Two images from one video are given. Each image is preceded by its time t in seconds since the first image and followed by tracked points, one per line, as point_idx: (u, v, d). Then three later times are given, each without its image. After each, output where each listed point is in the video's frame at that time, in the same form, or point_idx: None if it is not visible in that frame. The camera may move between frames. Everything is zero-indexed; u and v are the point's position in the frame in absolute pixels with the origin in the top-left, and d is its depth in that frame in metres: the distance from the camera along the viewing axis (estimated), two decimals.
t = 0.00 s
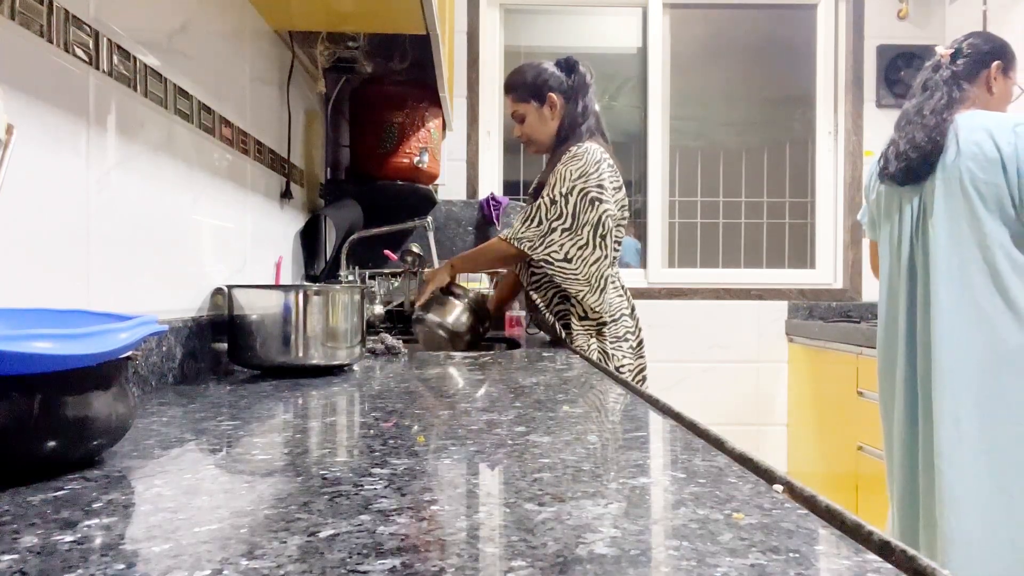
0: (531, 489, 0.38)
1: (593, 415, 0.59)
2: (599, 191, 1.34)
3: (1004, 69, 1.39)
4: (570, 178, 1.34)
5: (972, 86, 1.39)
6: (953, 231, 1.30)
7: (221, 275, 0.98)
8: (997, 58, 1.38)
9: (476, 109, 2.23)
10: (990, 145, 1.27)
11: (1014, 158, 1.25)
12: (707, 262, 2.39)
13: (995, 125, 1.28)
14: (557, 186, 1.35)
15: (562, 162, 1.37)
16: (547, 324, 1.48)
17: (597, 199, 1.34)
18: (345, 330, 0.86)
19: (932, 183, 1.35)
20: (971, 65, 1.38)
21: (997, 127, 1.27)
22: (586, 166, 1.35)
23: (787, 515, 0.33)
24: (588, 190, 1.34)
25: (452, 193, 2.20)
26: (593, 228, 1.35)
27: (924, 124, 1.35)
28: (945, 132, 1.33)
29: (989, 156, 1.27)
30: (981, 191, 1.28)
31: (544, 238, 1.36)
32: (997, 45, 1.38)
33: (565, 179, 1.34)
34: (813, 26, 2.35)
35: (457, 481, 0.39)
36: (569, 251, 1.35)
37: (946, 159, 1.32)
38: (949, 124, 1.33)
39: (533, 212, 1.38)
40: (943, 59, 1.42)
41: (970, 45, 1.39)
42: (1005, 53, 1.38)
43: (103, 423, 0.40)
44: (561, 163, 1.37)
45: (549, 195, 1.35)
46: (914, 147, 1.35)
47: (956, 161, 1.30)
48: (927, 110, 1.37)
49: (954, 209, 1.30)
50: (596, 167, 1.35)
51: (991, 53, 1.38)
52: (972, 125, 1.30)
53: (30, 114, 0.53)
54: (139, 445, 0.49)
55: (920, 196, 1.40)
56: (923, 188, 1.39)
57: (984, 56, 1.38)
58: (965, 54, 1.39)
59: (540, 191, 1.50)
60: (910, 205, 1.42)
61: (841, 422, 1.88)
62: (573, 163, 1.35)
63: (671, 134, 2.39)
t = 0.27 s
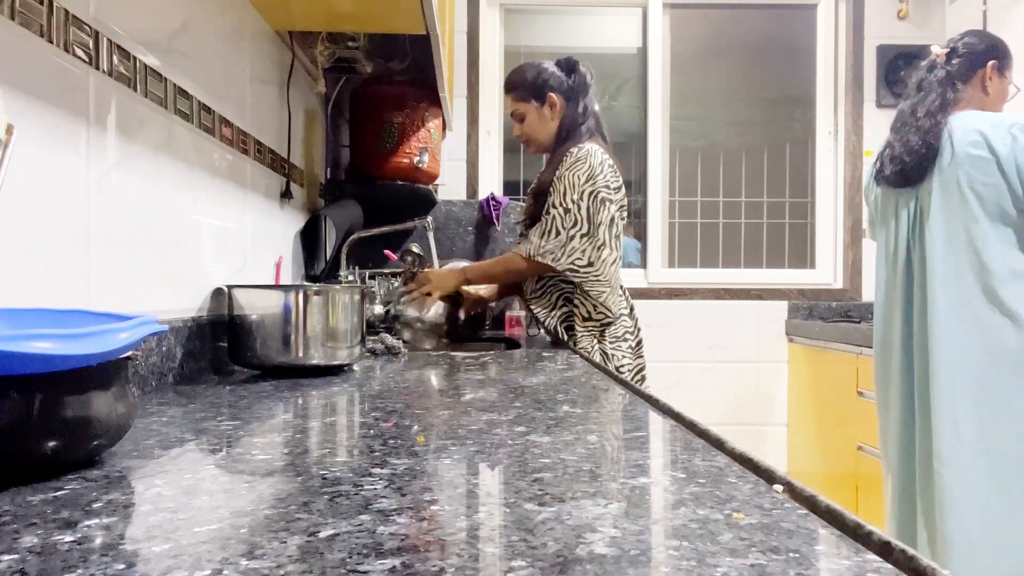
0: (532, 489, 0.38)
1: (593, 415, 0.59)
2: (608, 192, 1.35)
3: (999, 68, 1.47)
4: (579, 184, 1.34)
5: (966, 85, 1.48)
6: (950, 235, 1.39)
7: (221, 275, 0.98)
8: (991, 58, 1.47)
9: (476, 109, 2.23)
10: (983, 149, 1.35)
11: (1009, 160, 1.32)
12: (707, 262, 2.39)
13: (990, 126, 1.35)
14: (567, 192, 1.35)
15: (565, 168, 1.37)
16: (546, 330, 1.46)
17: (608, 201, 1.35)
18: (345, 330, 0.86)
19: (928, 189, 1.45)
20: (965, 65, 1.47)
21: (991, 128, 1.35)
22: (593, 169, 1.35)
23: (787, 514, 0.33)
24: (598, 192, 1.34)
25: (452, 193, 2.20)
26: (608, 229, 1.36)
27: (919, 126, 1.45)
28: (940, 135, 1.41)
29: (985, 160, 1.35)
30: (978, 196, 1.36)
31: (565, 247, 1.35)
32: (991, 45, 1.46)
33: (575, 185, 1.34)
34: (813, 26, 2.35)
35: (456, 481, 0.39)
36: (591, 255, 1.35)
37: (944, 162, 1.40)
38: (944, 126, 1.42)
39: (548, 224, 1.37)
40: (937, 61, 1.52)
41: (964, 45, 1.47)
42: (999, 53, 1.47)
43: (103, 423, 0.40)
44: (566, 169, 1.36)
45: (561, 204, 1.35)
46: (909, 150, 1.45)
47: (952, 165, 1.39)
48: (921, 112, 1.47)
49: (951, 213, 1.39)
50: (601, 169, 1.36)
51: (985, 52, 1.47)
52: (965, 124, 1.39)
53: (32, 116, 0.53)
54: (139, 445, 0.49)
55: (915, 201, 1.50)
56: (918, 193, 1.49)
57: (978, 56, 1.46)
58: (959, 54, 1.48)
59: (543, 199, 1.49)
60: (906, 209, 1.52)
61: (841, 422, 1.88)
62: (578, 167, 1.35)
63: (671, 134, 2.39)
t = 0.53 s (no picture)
0: (532, 489, 0.38)
1: (593, 415, 0.59)
2: (608, 194, 1.35)
3: (996, 68, 1.47)
4: (579, 183, 1.34)
5: (962, 86, 1.49)
6: (950, 236, 1.40)
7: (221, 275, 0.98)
8: (988, 59, 1.47)
9: (476, 109, 2.23)
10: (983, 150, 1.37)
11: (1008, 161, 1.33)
12: (707, 262, 2.39)
13: (988, 127, 1.36)
14: (567, 191, 1.35)
15: (567, 167, 1.37)
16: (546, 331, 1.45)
17: (606, 202, 1.35)
18: (345, 330, 0.86)
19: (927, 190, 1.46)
20: (961, 65, 1.47)
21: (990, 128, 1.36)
22: (594, 169, 1.35)
23: (787, 514, 0.33)
24: (598, 194, 1.34)
25: (452, 193, 2.20)
26: (604, 231, 1.36)
27: (918, 128, 1.45)
28: (938, 137, 1.42)
29: (984, 161, 1.36)
30: (979, 197, 1.37)
31: (561, 247, 1.35)
32: (989, 45, 1.46)
33: (575, 184, 1.34)
34: (814, 26, 2.35)
35: (456, 481, 0.39)
36: (585, 255, 1.35)
37: (943, 163, 1.41)
38: (942, 129, 1.42)
39: (547, 222, 1.37)
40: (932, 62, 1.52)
41: (960, 45, 1.48)
42: (996, 53, 1.47)
43: (103, 423, 0.40)
44: (567, 169, 1.37)
45: (562, 203, 1.35)
46: (907, 153, 1.46)
47: (952, 166, 1.40)
48: (920, 113, 1.47)
49: (951, 215, 1.40)
50: (601, 169, 1.36)
51: (982, 52, 1.47)
52: (964, 127, 1.40)
53: (33, 116, 0.53)
54: (139, 445, 0.49)
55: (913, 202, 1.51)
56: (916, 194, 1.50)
57: (976, 56, 1.46)
58: (956, 54, 1.48)
59: (542, 197, 1.49)
60: (904, 211, 1.53)
61: (842, 421, 1.88)
62: (579, 166, 1.35)
63: (671, 134, 2.39)
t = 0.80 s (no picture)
0: (531, 489, 0.38)
1: (593, 415, 0.59)
2: (609, 197, 1.36)
3: (992, 68, 1.47)
4: (581, 191, 1.34)
5: (960, 86, 1.48)
6: (950, 237, 1.40)
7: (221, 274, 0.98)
8: (985, 58, 1.47)
9: (475, 109, 2.23)
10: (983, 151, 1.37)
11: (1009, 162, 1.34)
12: (707, 262, 2.39)
13: (987, 128, 1.37)
14: (570, 200, 1.34)
15: (563, 176, 1.36)
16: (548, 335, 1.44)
17: (609, 206, 1.35)
18: (345, 330, 0.86)
19: (926, 192, 1.46)
20: (959, 64, 1.47)
21: (989, 130, 1.37)
22: (591, 175, 1.35)
23: (787, 514, 0.33)
24: (601, 199, 1.35)
25: (452, 193, 2.20)
26: (611, 234, 1.37)
27: (918, 128, 1.45)
28: (938, 139, 1.42)
29: (984, 162, 1.37)
30: (978, 198, 1.37)
31: (574, 257, 1.35)
32: (985, 45, 1.47)
33: (576, 193, 1.34)
34: (814, 26, 2.35)
35: (456, 481, 0.39)
36: (597, 262, 1.35)
37: (943, 164, 1.42)
38: (942, 130, 1.43)
39: (557, 235, 1.36)
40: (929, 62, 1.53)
41: (957, 45, 1.48)
42: (991, 53, 1.47)
43: (103, 423, 0.40)
44: (564, 177, 1.36)
45: (569, 213, 1.34)
46: (908, 154, 1.45)
47: (952, 168, 1.40)
48: (919, 113, 1.48)
49: (951, 216, 1.40)
50: (598, 173, 1.36)
51: (979, 52, 1.47)
52: (965, 128, 1.40)
53: (33, 115, 0.53)
54: (139, 445, 0.49)
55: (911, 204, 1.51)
56: (915, 195, 1.51)
57: (972, 56, 1.46)
58: (953, 53, 1.48)
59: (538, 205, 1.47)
60: (902, 213, 1.53)
61: (842, 422, 1.88)
62: (577, 174, 1.35)
63: (671, 133, 2.39)
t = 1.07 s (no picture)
0: (532, 489, 0.38)
1: (593, 415, 0.59)
2: (597, 199, 1.34)
3: (988, 67, 1.48)
4: (568, 191, 1.33)
5: (956, 87, 1.49)
6: (950, 238, 1.39)
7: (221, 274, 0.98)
8: (981, 58, 1.47)
9: (475, 110, 2.23)
10: (982, 151, 1.37)
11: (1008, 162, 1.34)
12: (707, 262, 2.39)
13: (986, 128, 1.36)
14: (554, 200, 1.34)
15: (552, 175, 1.35)
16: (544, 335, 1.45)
17: (596, 207, 1.34)
18: (345, 330, 0.86)
19: (926, 193, 1.46)
20: (954, 65, 1.47)
21: (988, 130, 1.36)
22: (581, 175, 1.34)
23: (787, 514, 0.33)
24: (588, 200, 1.33)
25: (452, 193, 2.20)
26: (598, 236, 1.35)
27: (916, 131, 1.45)
28: (936, 140, 1.43)
29: (984, 162, 1.37)
30: (979, 198, 1.37)
31: (554, 255, 1.34)
32: (980, 44, 1.46)
33: (561, 193, 1.33)
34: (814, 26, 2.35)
35: (456, 481, 0.39)
36: (582, 262, 1.35)
37: (942, 165, 1.42)
38: (940, 132, 1.42)
39: (533, 230, 1.36)
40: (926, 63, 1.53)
41: (952, 45, 1.48)
42: (987, 52, 1.47)
43: (103, 423, 0.40)
44: (552, 176, 1.35)
45: (550, 211, 1.34)
46: (907, 157, 1.45)
47: (951, 169, 1.40)
48: (916, 116, 1.48)
49: (951, 216, 1.40)
50: (589, 174, 1.35)
51: (974, 52, 1.47)
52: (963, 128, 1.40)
53: (33, 116, 0.53)
54: (139, 445, 0.49)
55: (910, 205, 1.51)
56: (912, 197, 1.51)
57: (967, 56, 1.46)
58: (949, 54, 1.48)
59: (532, 205, 1.47)
60: (900, 215, 1.53)
61: (842, 422, 1.88)
62: (565, 174, 1.33)
63: (671, 133, 2.39)
